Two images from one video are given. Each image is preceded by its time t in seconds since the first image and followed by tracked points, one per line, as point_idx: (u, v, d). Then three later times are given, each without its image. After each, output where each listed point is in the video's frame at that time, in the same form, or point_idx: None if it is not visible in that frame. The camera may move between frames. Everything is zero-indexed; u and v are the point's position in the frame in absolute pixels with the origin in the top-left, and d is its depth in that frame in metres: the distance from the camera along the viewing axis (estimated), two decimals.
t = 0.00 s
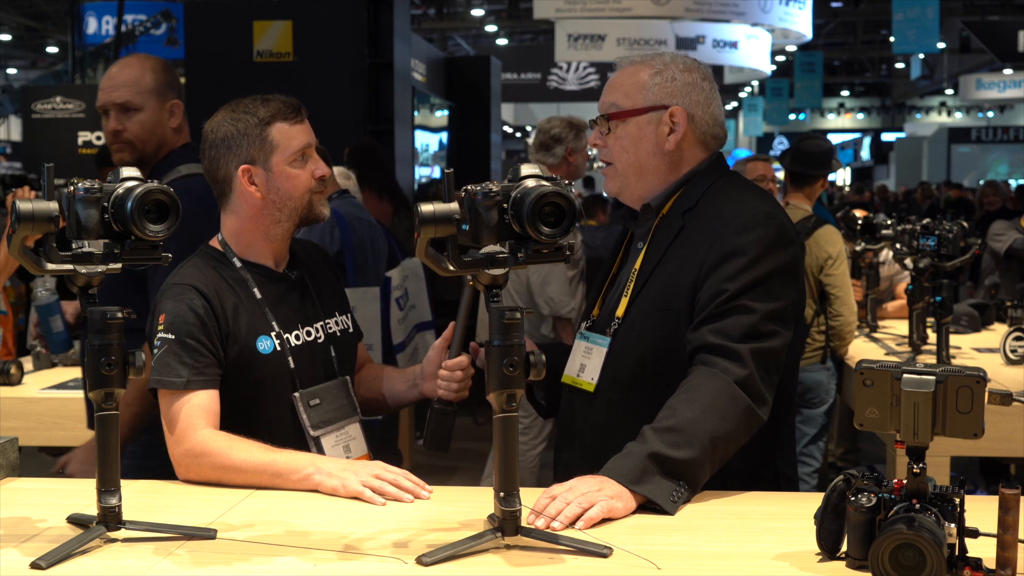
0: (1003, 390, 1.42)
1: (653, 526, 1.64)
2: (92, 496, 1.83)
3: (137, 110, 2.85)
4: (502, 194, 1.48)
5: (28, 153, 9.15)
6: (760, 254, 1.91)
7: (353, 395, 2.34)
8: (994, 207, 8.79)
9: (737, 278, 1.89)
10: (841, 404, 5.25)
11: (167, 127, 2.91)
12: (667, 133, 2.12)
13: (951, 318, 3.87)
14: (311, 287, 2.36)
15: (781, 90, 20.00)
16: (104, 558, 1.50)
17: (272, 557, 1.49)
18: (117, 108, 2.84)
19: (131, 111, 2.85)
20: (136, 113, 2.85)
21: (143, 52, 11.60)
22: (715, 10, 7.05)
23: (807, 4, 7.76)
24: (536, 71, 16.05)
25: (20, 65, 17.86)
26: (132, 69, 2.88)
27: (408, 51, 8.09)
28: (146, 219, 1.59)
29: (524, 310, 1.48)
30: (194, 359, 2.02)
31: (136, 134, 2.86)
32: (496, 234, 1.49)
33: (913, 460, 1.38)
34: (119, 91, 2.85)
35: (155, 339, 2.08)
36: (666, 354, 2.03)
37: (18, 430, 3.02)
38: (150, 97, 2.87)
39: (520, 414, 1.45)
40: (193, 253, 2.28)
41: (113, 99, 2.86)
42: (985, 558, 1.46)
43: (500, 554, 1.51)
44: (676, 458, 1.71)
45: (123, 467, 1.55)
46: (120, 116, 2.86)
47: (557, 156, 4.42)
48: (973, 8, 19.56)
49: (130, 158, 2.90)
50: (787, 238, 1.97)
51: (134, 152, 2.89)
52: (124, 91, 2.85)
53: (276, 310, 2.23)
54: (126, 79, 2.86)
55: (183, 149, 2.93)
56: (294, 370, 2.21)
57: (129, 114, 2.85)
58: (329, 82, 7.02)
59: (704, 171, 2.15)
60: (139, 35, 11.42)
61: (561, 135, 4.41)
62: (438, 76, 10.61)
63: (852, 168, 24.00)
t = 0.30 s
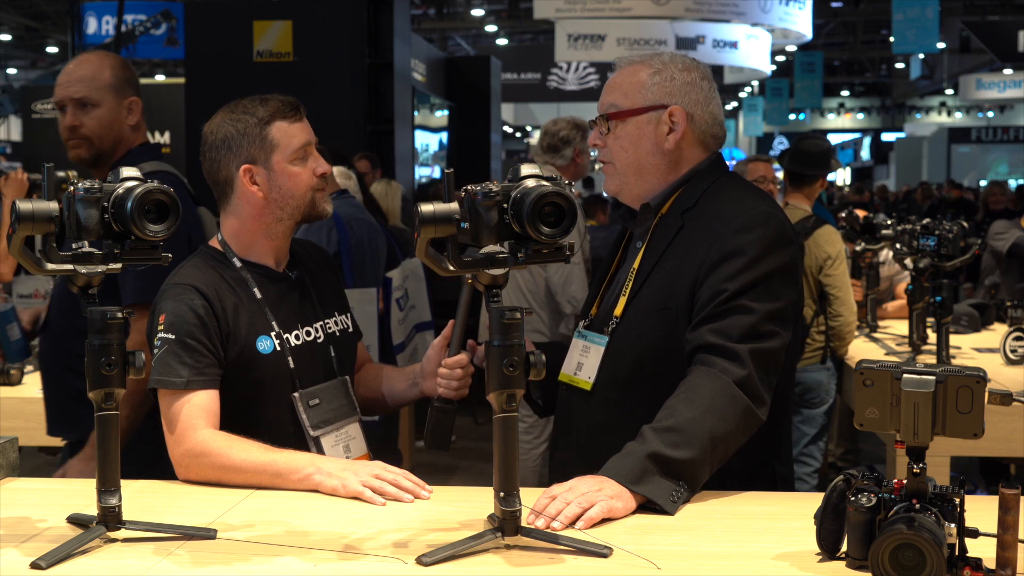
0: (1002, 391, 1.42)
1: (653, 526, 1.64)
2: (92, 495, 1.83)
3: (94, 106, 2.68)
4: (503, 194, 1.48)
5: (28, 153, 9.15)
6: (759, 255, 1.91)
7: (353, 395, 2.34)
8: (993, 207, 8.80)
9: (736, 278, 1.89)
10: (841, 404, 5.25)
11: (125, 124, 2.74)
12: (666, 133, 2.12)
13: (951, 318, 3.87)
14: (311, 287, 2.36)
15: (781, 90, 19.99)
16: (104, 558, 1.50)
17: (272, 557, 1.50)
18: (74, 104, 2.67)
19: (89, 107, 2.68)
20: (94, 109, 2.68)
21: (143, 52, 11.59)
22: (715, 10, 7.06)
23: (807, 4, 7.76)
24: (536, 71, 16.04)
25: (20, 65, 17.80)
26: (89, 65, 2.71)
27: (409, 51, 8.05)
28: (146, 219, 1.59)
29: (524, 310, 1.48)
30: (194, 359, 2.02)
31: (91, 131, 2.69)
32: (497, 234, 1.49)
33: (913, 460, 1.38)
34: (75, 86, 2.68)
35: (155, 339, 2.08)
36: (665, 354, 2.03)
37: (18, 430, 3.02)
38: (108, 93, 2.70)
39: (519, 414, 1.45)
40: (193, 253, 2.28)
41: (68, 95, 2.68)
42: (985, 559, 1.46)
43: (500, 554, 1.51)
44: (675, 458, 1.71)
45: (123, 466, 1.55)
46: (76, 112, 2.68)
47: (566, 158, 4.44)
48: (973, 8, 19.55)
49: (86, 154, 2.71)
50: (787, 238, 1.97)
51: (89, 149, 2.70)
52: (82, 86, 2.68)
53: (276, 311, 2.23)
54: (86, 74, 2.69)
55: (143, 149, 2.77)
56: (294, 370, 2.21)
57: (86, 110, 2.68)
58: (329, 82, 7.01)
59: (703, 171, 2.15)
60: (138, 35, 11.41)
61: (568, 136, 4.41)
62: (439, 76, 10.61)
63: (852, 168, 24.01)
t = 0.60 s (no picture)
0: (1002, 391, 1.42)
1: (654, 526, 1.63)
2: (92, 496, 1.83)
3: (39, 109, 2.61)
4: (502, 195, 1.48)
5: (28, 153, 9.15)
6: (757, 254, 1.91)
7: (352, 395, 2.34)
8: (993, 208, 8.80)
9: (734, 277, 1.89)
10: (841, 404, 5.25)
11: (71, 126, 2.67)
12: (666, 131, 2.11)
13: (951, 318, 3.86)
14: (310, 287, 2.36)
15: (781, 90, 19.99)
16: (104, 558, 1.50)
17: (272, 556, 1.50)
18: (18, 107, 2.60)
19: (34, 110, 2.61)
20: (39, 112, 2.61)
21: (143, 52, 11.59)
22: (714, 10, 7.06)
23: (807, 4, 7.77)
24: (536, 71, 16.04)
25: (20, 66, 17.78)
26: (30, 66, 2.63)
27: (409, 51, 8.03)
28: (146, 219, 1.59)
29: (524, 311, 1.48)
30: (193, 359, 2.02)
31: (38, 134, 2.63)
32: (497, 234, 1.49)
33: (913, 460, 1.38)
34: (17, 89, 2.60)
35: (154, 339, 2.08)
36: (663, 354, 2.03)
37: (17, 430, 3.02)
38: (52, 95, 2.62)
39: (519, 415, 1.45)
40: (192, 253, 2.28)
41: (12, 98, 2.60)
42: (985, 558, 1.46)
43: (500, 554, 1.51)
44: (674, 458, 1.71)
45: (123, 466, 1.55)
46: (22, 115, 2.62)
47: (566, 160, 4.45)
48: (973, 8, 19.55)
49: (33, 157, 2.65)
50: (785, 237, 1.97)
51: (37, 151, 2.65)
52: (25, 90, 2.60)
53: (275, 311, 2.23)
54: (29, 76, 2.61)
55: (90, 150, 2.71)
56: (293, 370, 2.21)
57: (31, 113, 2.61)
58: (329, 83, 7.01)
59: (702, 171, 2.16)
60: (138, 35, 11.41)
61: (567, 139, 4.42)
62: (439, 76, 10.60)
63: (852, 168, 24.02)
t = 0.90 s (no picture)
0: (1001, 390, 1.42)
1: (654, 526, 1.64)
2: (92, 495, 1.83)
3: None
4: (502, 194, 1.48)
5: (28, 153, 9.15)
6: (758, 254, 1.91)
7: (353, 395, 2.34)
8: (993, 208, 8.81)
9: (736, 277, 1.89)
10: (841, 404, 5.25)
11: (18, 125, 2.60)
12: (665, 128, 2.13)
13: (951, 318, 3.86)
14: (312, 288, 2.36)
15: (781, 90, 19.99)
16: (104, 558, 1.50)
17: (272, 556, 1.50)
18: None
19: None
20: None
21: (143, 52, 11.59)
22: (714, 10, 7.07)
23: (807, 4, 7.77)
24: (536, 71, 16.04)
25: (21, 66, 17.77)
26: None
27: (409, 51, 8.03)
28: (145, 219, 1.58)
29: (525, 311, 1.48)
30: (195, 359, 2.02)
31: None
32: (497, 234, 1.49)
33: (913, 460, 1.38)
34: None
35: (155, 340, 2.08)
36: (663, 353, 2.03)
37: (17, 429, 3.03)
38: None
39: (520, 415, 1.45)
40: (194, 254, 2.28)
41: None
42: (985, 559, 1.46)
43: (500, 554, 1.51)
44: (674, 457, 1.71)
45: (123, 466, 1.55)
46: None
47: (563, 160, 4.46)
48: (973, 8, 19.55)
49: None
50: (786, 237, 1.97)
51: None
52: None
53: (276, 311, 2.23)
54: None
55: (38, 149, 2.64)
56: (294, 370, 2.21)
57: None
58: (328, 83, 7.01)
59: (702, 169, 2.16)
60: (138, 35, 11.42)
61: (565, 139, 4.43)
62: (439, 76, 10.60)
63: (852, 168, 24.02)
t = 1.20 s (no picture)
0: (1002, 390, 1.42)
1: (654, 526, 1.64)
2: (92, 495, 1.83)
3: None
4: (503, 194, 1.48)
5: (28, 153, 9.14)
6: (756, 252, 1.91)
7: (354, 395, 2.34)
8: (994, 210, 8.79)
9: (734, 276, 1.89)
10: (841, 404, 5.25)
11: None
12: (677, 123, 2.13)
13: (951, 318, 3.86)
14: (311, 288, 2.36)
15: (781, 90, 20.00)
16: (104, 558, 1.50)
17: (272, 556, 1.50)
18: None
19: None
20: None
21: (143, 52, 11.58)
22: (714, 10, 7.06)
23: (807, 4, 7.77)
24: (536, 71, 16.04)
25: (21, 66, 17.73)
26: None
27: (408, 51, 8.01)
28: (146, 219, 1.58)
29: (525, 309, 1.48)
30: (194, 359, 2.02)
31: None
32: (497, 234, 1.49)
33: (913, 460, 1.38)
34: None
35: (155, 340, 2.08)
36: (662, 352, 2.03)
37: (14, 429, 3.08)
38: None
39: (520, 414, 1.45)
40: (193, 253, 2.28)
41: None
42: (985, 558, 1.46)
43: (500, 554, 1.51)
44: (675, 456, 1.71)
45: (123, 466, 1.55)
46: None
47: (565, 160, 4.46)
48: (973, 8, 19.54)
49: None
50: (785, 235, 1.97)
51: None
52: None
53: (276, 311, 2.23)
54: None
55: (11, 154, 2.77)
56: (294, 370, 2.21)
57: None
58: (328, 83, 7.00)
59: (707, 168, 2.17)
60: (138, 35, 11.40)
61: (566, 139, 4.43)
62: (439, 76, 10.59)
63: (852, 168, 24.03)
